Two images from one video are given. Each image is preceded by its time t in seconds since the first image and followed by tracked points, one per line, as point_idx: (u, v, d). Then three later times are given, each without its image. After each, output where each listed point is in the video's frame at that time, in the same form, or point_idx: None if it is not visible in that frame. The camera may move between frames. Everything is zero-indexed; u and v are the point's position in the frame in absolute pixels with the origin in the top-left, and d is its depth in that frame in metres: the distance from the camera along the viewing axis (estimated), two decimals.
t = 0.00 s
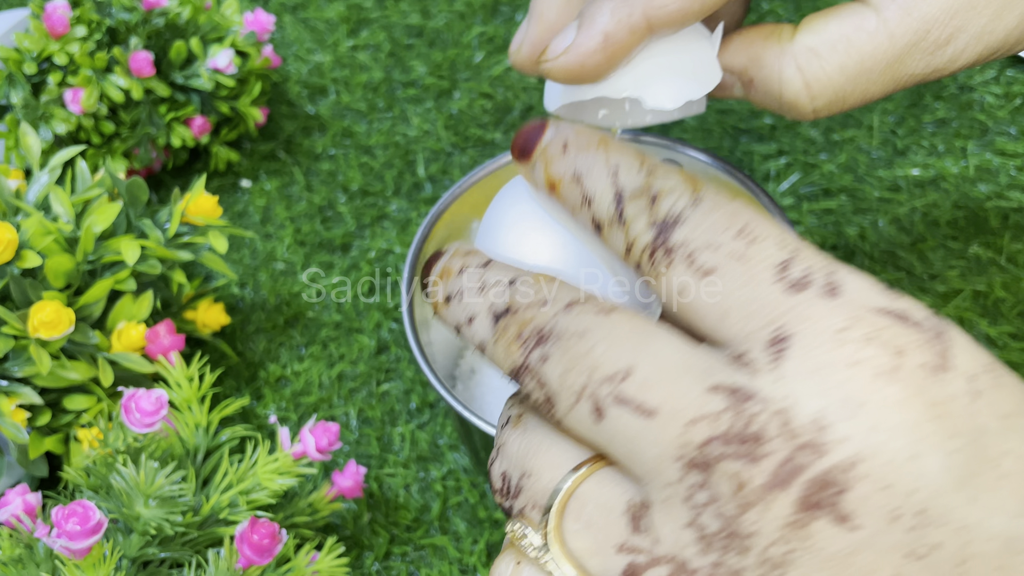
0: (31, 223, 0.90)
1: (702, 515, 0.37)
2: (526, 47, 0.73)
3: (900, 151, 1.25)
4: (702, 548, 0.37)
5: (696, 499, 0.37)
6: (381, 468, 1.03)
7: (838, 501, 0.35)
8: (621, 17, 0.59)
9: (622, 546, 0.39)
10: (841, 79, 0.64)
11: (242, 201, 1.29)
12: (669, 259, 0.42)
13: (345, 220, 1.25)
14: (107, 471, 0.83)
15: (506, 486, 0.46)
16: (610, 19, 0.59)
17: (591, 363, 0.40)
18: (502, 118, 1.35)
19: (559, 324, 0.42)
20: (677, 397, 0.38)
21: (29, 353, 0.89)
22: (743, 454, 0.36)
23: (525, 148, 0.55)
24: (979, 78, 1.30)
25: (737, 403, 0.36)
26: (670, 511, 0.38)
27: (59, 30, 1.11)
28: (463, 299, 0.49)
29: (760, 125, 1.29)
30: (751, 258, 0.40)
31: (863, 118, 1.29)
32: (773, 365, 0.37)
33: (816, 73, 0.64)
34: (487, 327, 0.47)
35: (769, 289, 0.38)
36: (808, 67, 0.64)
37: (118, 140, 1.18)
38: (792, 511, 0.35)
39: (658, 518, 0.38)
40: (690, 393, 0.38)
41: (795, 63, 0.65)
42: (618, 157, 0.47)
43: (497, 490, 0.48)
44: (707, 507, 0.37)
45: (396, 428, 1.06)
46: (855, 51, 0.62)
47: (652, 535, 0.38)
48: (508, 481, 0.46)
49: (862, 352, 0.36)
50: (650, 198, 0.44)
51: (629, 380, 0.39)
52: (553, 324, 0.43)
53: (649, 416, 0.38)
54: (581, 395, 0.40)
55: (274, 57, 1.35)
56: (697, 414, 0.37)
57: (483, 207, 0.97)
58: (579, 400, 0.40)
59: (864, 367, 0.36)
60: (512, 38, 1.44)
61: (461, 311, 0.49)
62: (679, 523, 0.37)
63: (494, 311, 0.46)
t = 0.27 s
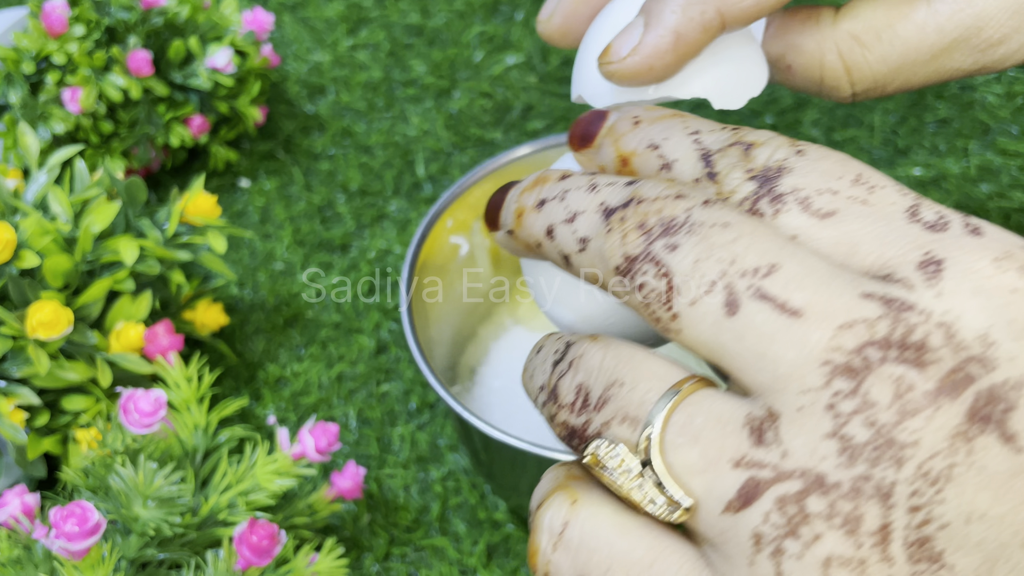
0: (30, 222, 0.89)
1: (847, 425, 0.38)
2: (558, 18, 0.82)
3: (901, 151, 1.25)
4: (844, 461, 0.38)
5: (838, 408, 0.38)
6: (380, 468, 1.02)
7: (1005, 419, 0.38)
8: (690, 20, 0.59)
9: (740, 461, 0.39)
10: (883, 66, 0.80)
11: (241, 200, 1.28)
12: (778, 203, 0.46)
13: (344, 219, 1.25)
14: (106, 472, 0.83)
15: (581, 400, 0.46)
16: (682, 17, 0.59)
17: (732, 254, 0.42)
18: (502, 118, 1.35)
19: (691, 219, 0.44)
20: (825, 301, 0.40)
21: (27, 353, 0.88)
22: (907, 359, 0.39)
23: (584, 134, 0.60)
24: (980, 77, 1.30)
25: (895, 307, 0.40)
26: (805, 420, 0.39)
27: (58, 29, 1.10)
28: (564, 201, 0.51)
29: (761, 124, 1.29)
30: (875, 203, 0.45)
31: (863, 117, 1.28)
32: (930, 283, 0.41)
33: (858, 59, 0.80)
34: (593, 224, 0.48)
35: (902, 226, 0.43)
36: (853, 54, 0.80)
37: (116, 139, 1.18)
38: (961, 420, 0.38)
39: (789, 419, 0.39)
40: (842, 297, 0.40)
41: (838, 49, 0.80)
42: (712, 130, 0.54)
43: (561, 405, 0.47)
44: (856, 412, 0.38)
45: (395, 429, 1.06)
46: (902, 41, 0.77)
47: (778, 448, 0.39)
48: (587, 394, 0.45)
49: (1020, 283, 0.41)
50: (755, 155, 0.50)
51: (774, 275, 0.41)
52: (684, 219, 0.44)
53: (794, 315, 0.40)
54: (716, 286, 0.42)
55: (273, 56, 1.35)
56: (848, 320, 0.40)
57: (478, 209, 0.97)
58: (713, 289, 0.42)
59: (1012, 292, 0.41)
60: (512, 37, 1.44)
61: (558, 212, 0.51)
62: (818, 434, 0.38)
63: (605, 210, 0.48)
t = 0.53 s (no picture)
0: (29, 222, 0.89)
1: (945, 358, 0.32)
2: None
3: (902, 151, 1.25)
4: (943, 397, 0.32)
5: (935, 341, 0.33)
6: (380, 469, 1.02)
7: None
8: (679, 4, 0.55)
9: (816, 396, 0.33)
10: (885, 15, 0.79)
11: (240, 200, 1.28)
12: (863, 109, 0.36)
13: (344, 219, 1.25)
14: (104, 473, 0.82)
15: (619, 328, 0.38)
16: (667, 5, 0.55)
17: (791, 194, 0.35)
18: (502, 118, 1.34)
19: (739, 161, 0.37)
20: (906, 232, 0.34)
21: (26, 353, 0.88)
22: (1013, 289, 0.33)
23: (632, 60, 0.50)
24: (982, 77, 1.29)
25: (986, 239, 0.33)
26: (894, 355, 0.33)
27: (56, 28, 1.10)
28: (585, 153, 0.42)
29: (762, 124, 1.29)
30: (973, 119, 0.35)
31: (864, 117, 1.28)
32: None
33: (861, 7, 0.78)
34: (625, 178, 0.40)
35: (1000, 152, 0.35)
36: None
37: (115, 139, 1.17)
38: None
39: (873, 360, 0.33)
40: (928, 232, 0.34)
41: None
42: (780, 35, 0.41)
43: (593, 334, 0.39)
44: (955, 346, 0.32)
45: (395, 429, 1.05)
46: None
47: (861, 383, 0.33)
48: (625, 322, 0.38)
49: None
50: (830, 58, 0.38)
51: (842, 214, 0.34)
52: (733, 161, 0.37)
53: (870, 252, 0.34)
54: (776, 230, 0.35)
55: (273, 56, 1.35)
56: (937, 251, 0.33)
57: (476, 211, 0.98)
58: (773, 234, 0.35)
59: None
60: (512, 36, 1.43)
61: (579, 165, 0.42)
62: (910, 369, 0.32)
63: (637, 161, 0.40)
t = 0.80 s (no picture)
0: (28, 222, 0.88)
1: (945, 422, 0.31)
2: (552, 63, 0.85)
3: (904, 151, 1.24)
4: (944, 459, 0.31)
5: (936, 403, 0.31)
6: (380, 469, 1.02)
7: None
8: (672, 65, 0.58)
9: (827, 460, 0.32)
10: None
11: (240, 200, 1.28)
12: (855, 163, 0.36)
13: (344, 219, 1.24)
14: (104, 473, 0.82)
15: (632, 392, 0.40)
16: (664, 66, 0.58)
17: (799, 245, 0.34)
18: (503, 117, 1.34)
19: (746, 204, 0.36)
20: (908, 290, 0.33)
21: (25, 354, 0.88)
22: (1004, 352, 0.32)
23: (633, 107, 0.55)
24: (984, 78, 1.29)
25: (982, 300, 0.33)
26: (895, 418, 0.32)
27: (55, 28, 1.10)
28: (597, 203, 0.45)
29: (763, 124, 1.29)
30: (960, 172, 0.36)
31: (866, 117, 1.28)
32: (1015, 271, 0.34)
33: None
34: (629, 220, 0.42)
35: (983, 204, 0.35)
36: None
37: (114, 139, 1.17)
38: None
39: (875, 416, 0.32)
40: (924, 288, 0.33)
41: None
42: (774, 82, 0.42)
43: (607, 397, 0.41)
44: (954, 412, 0.31)
45: (395, 429, 1.05)
46: None
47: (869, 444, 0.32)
48: (638, 388, 0.39)
49: None
50: (823, 108, 0.39)
51: (851, 267, 0.34)
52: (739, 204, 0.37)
53: (875, 309, 0.33)
54: (782, 280, 0.34)
55: (273, 55, 1.34)
56: (940, 310, 0.32)
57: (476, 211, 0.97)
58: (778, 286, 0.34)
59: None
60: (512, 37, 1.43)
61: (593, 216, 0.45)
62: (910, 432, 0.31)
63: (640, 203, 0.41)
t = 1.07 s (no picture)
0: (29, 222, 0.89)
1: (881, 475, 0.35)
2: None
3: (902, 151, 1.25)
4: (879, 508, 0.35)
5: (870, 459, 0.35)
6: (380, 468, 1.02)
7: None
8: None
9: (780, 513, 0.36)
10: None
11: (240, 200, 1.28)
12: (787, 256, 0.42)
13: (344, 219, 1.25)
14: (105, 472, 0.82)
15: (622, 448, 0.43)
16: None
17: (752, 313, 0.38)
18: (503, 118, 1.34)
19: (704, 277, 0.40)
20: (847, 351, 0.36)
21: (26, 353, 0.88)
22: (934, 408, 0.35)
23: (601, 205, 0.61)
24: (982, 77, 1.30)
25: (915, 357, 0.36)
26: (837, 472, 0.35)
27: (56, 29, 1.10)
28: (579, 268, 0.48)
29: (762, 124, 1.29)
30: (882, 247, 0.41)
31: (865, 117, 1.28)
32: (948, 326, 0.37)
33: None
34: (603, 287, 0.45)
35: (910, 271, 0.40)
36: None
37: (116, 139, 1.17)
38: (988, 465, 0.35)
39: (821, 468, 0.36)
40: (863, 348, 0.37)
41: None
42: (716, 188, 0.51)
43: (602, 451, 0.45)
44: (887, 464, 0.35)
45: (395, 429, 1.05)
46: None
47: (814, 498, 0.36)
48: (626, 443, 0.43)
49: None
50: (758, 209, 0.45)
51: (798, 333, 0.37)
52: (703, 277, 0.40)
53: (822, 373, 0.36)
54: (741, 348, 0.38)
55: (274, 55, 1.35)
56: (875, 368, 0.36)
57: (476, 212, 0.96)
58: (738, 352, 0.38)
59: None
60: (512, 37, 1.43)
61: (574, 280, 0.48)
62: (850, 484, 0.35)
63: (613, 270, 0.45)
